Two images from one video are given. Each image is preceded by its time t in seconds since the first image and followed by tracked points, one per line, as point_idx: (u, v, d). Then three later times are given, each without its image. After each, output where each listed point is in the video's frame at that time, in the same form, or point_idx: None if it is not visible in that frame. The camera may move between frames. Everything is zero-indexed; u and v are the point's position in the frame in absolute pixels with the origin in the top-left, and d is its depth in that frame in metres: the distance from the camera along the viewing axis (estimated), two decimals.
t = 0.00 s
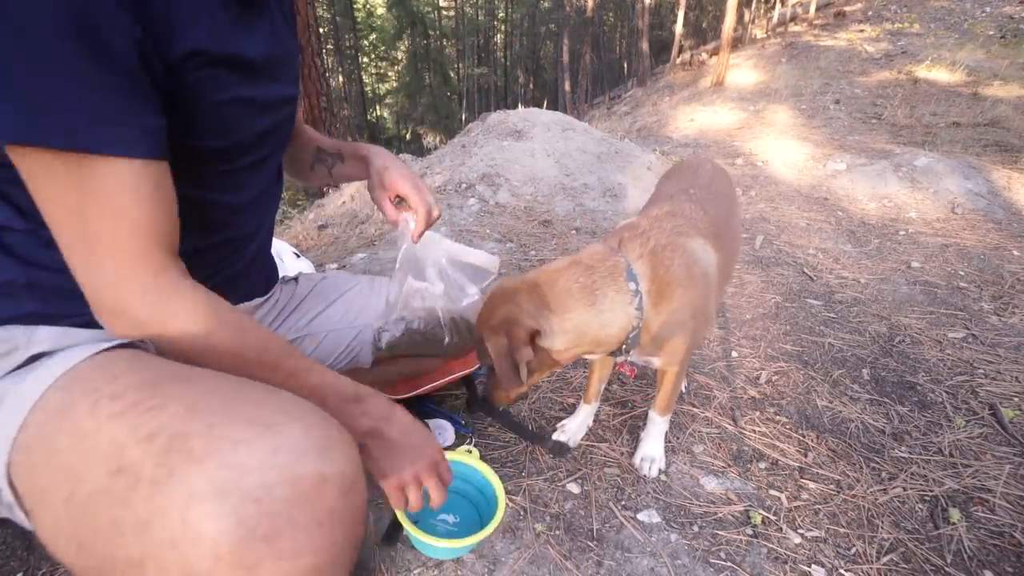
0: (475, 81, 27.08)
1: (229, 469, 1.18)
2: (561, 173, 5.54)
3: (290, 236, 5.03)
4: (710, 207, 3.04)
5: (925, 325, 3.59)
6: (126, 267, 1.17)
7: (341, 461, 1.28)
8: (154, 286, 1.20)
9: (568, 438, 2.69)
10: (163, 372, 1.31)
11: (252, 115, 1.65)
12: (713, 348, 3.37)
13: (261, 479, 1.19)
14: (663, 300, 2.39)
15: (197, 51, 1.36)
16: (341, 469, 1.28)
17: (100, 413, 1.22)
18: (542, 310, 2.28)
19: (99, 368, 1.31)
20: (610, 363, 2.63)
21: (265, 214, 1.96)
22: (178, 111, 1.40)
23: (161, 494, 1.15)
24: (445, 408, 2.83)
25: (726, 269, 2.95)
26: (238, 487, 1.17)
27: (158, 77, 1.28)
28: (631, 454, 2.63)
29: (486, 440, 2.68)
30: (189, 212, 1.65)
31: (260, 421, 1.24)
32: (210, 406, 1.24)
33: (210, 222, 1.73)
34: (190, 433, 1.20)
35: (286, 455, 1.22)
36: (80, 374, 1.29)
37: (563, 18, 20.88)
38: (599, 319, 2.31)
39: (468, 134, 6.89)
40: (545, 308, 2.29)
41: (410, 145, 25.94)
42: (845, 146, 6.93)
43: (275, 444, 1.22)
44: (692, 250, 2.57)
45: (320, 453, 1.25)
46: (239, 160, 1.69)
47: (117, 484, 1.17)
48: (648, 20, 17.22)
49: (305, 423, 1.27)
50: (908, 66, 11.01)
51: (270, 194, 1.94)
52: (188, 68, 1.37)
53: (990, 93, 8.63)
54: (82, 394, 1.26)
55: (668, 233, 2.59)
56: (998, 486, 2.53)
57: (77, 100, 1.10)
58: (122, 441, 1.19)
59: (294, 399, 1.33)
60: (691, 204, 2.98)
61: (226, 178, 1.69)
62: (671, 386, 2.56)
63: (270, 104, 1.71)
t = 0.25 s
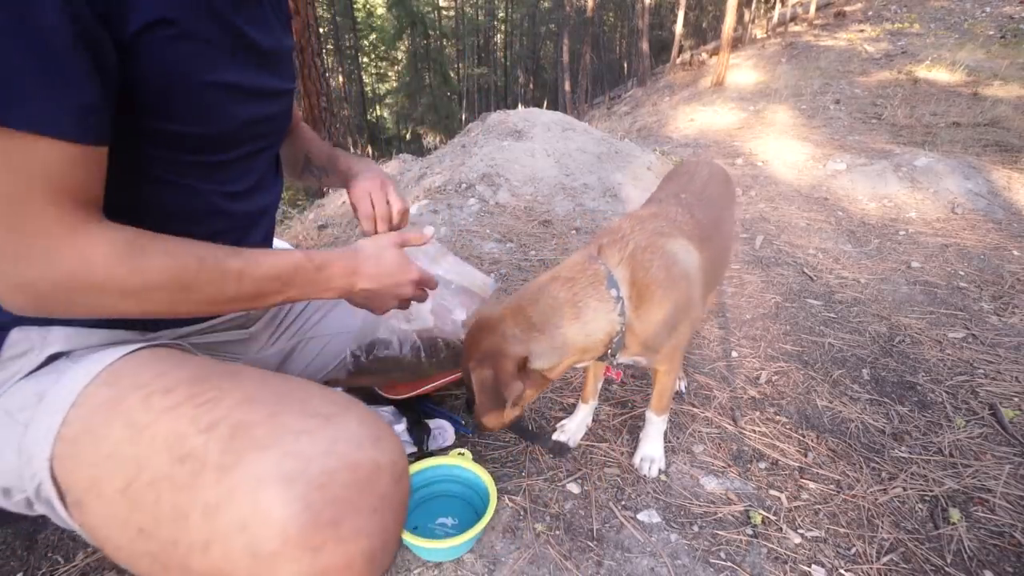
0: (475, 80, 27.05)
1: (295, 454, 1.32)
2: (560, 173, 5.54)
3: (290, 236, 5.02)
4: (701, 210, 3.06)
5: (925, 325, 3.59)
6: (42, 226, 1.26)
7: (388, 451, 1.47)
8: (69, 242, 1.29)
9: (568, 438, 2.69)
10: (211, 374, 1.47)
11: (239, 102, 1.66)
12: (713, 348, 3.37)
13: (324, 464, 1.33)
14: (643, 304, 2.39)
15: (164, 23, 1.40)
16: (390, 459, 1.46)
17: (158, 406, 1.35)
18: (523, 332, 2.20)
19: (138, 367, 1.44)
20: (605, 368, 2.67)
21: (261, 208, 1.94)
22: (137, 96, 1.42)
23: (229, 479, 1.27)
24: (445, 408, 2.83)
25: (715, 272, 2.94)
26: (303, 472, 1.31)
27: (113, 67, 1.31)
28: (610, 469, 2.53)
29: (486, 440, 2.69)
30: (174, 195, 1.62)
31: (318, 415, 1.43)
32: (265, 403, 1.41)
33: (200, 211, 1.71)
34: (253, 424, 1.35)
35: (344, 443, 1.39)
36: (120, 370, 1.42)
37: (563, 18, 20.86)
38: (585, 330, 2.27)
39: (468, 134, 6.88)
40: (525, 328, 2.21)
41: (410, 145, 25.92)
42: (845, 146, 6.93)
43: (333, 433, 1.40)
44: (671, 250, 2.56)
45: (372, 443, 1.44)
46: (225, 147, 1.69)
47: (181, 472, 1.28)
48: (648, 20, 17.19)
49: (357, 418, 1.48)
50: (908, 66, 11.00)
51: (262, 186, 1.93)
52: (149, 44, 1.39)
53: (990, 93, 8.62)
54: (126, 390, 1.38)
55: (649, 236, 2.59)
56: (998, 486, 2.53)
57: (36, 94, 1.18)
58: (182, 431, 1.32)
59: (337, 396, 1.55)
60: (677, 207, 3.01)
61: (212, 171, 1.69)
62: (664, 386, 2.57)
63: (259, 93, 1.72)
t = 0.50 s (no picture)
0: (475, 81, 27.05)
1: (306, 446, 1.32)
2: (560, 173, 5.54)
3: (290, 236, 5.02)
4: (694, 210, 3.04)
5: (925, 325, 3.59)
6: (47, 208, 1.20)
7: (397, 443, 1.45)
8: (88, 233, 1.25)
9: (568, 438, 2.69)
10: (219, 370, 1.46)
11: (243, 101, 1.67)
12: (713, 348, 3.37)
13: (334, 456, 1.32)
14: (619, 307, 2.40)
15: (166, 19, 1.38)
16: (400, 451, 1.44)
17: (168, 401, 1.35)
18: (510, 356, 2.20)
19: (147, 363, 1.44)
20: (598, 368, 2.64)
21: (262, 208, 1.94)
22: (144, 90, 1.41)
23: (239, 472, 1.27)
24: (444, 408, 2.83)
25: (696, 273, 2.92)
26: (314, 462, 1.30)
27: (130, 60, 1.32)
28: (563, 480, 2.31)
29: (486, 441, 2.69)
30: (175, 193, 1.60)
31: (326, 407, 1.42)
32: (275, 396, 1.41)
33: (203, 208, 1.69)
34: (261, 418, 1.35)
35: (354, 435, 1.38)
36: (129, 367, 1.41)
37: (563, 18, 20.86)
38: (567, 338, 2.30)
39: (468, 134, 6.89)
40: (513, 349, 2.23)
41: (410, 145, 25.92)
42: (845, 146, 6.93)
43: (343, 424, 1.39)
44: (644, 249, 2.55)
45: (381, 435, 1.43)
46: (229, 145, 1.69)
47: (193, 465, 1.28)
48: (648, 20, 17.20)
49: (366, 411, 1.46)
50: (908, 66, 11.00)
51: (263, 186, 1.93)
52: (158, 36, 1.38)
53: (990, 93, 8.62)
54: (137, 386, 1.37)
55: (619, 237, 2.58)
56: (998, 486, 2.53)
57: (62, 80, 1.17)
58: (192, 425, 1.32)
59: (347, 390, 1.54)
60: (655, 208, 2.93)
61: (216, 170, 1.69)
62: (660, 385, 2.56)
63: (261, 92, 1.73)
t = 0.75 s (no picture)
0: (475, 81, 27.05)
1: (297, 439, 1.33)
2: (561, 173, 5.54)
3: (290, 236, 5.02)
4: (695, 211, 3.03)
5: (925, 325, 3.59)
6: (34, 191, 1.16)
7: (389, 434, 1.48)
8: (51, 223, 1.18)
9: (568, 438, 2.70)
10: (210, 366, 1.46)
11: (254, 102, 1.67)
12: (713, 348, 3.37)
13: (325, 449, 1.34)
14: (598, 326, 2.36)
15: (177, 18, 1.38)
16: (392, 442, 1.47)
17: (157, 398, 1.34)
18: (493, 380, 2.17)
19: (138, 361, 1.42)
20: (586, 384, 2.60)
21: (265, 209, 1.94)
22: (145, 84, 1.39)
23: (232, 467, 1.27)
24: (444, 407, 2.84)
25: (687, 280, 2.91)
26: (306, 456, 1.32)
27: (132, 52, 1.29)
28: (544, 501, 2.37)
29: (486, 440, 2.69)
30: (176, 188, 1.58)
31: (315, 399, 1.43)
32: (265, 390, 1.41)
33: (205, 205, 1.68)
34: (249, 412, 1.35)
35: (344, 427, 1.40)
36: (121, 365, 1.40)
37: (563, 18, 20.85)
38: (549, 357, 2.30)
39: (468, 134, 6.88)
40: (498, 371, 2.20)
41: (410, 145, 25.91)
42: (845, 146, 6.93)
43: (332, 417, 1.41)
44: (624, 268, 2.52)
45: (372, 427, 1.45)
46: (236, 145, 1.69)
47: (185, 462, 1.28)
48: (648, 20, 17.18)
49: (355, 404, 1.48)
50: (908, 66, 11.00)
51: (267, 187, 1.94)
52: (164, 33, 1.37)
53: (990, 93, 8.62)
54: (128, 385, 1.36)
55: (603, 251, 2.54)
56: (998, 486, 2.53)
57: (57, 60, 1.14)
58: (184, 422, 1.31)
59: (338, 383, 1.56)
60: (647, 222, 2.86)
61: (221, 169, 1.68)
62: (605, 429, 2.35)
63: (270, 96, 1.73)
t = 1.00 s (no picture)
0: (475, 81, 27.06)
1: (294, 448, 1.31)
2: (560, 173, 5.54)
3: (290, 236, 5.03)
4: (696, 217, 3.03)
5: (925, 325, 3.59)
6: None
7: (388, 441, 1.45)
8: None
9: (567, 438, 2.69)
10: (206, 372, 1.44)
11: (257, 100, 1.66)
12: (713, 348, 3.38)
13: (324, 458, 1.32)
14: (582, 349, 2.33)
15: (183, 18, 1.37)
16: (391, 449, 1.44)
17: (153, 404, 1.32)
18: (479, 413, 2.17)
19: (134, 365, 1.41)
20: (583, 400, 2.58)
21: (273, 208, 1.95)
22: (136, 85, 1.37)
23: (228, 476, 1.25)
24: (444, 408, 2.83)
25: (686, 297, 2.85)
26: (303, 465, 1.29)
27: (102, 48, 1.18)
28: (543, 501, 2.37)
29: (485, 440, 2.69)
30: (184, 187, 1.59)
31: (313, 407, 1.40)
32: (262, 398, 1.39)
33: (212, 203, 1.68)
34: (246, 421, 1.32)
35: (344, 434, 1.37)
36: (116, 370, 1.38)
37: (563, 18, 20.86)
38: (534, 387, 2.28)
39: (468, 134, 6.89)
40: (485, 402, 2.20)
41: (410, 145, 25.91)
42: (845, 146, 6.93)
43: (332, 425, 1.38)
44: (606, 283, 2.45)
45: (371, 434, 1.42)
46: (241, 144, 1.70)
47: (182, 470, 1.26)
48: (648, 20, 17.20)
49: (355, 411, 1.45)
50: (908, 66, 11.01)
51: (275, 187, 1.95)
52: (158, 39, 1.34)
53: (990, 93, 8.63)
54: (124, 390, 1.34)
55: (581, 267, 2.48)
56: (998, 486, 2.53)
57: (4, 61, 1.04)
58: (180, 429, 1.30)
59: (336, 390, 1.53)
60: (637, 236, 2.82)
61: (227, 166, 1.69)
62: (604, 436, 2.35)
63: (275, 95, 1.73)
